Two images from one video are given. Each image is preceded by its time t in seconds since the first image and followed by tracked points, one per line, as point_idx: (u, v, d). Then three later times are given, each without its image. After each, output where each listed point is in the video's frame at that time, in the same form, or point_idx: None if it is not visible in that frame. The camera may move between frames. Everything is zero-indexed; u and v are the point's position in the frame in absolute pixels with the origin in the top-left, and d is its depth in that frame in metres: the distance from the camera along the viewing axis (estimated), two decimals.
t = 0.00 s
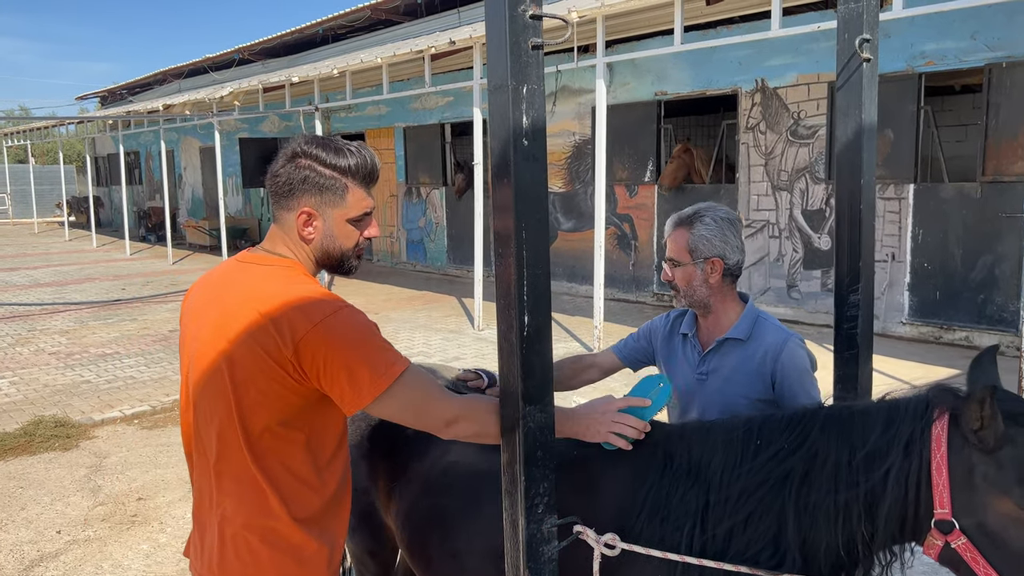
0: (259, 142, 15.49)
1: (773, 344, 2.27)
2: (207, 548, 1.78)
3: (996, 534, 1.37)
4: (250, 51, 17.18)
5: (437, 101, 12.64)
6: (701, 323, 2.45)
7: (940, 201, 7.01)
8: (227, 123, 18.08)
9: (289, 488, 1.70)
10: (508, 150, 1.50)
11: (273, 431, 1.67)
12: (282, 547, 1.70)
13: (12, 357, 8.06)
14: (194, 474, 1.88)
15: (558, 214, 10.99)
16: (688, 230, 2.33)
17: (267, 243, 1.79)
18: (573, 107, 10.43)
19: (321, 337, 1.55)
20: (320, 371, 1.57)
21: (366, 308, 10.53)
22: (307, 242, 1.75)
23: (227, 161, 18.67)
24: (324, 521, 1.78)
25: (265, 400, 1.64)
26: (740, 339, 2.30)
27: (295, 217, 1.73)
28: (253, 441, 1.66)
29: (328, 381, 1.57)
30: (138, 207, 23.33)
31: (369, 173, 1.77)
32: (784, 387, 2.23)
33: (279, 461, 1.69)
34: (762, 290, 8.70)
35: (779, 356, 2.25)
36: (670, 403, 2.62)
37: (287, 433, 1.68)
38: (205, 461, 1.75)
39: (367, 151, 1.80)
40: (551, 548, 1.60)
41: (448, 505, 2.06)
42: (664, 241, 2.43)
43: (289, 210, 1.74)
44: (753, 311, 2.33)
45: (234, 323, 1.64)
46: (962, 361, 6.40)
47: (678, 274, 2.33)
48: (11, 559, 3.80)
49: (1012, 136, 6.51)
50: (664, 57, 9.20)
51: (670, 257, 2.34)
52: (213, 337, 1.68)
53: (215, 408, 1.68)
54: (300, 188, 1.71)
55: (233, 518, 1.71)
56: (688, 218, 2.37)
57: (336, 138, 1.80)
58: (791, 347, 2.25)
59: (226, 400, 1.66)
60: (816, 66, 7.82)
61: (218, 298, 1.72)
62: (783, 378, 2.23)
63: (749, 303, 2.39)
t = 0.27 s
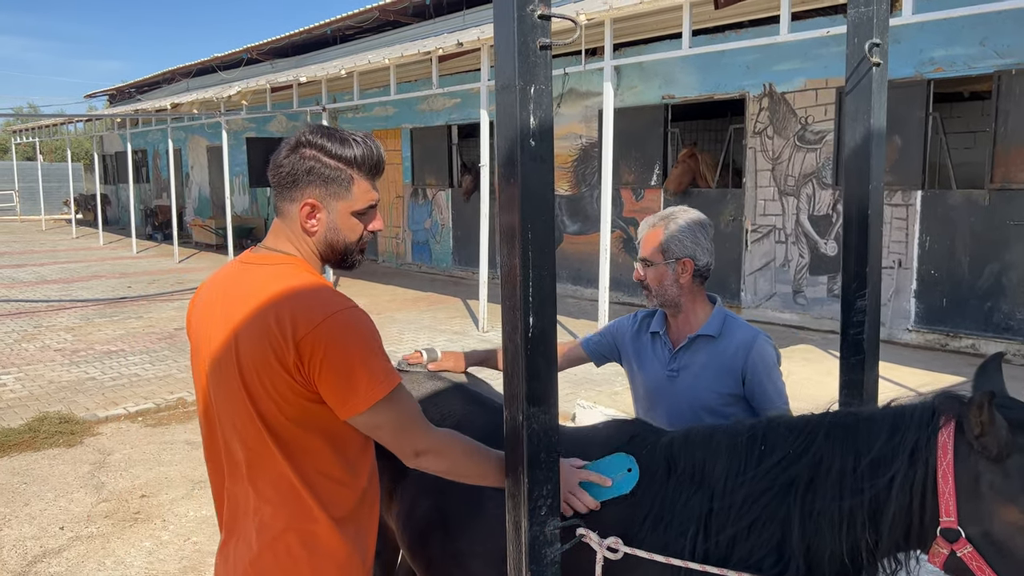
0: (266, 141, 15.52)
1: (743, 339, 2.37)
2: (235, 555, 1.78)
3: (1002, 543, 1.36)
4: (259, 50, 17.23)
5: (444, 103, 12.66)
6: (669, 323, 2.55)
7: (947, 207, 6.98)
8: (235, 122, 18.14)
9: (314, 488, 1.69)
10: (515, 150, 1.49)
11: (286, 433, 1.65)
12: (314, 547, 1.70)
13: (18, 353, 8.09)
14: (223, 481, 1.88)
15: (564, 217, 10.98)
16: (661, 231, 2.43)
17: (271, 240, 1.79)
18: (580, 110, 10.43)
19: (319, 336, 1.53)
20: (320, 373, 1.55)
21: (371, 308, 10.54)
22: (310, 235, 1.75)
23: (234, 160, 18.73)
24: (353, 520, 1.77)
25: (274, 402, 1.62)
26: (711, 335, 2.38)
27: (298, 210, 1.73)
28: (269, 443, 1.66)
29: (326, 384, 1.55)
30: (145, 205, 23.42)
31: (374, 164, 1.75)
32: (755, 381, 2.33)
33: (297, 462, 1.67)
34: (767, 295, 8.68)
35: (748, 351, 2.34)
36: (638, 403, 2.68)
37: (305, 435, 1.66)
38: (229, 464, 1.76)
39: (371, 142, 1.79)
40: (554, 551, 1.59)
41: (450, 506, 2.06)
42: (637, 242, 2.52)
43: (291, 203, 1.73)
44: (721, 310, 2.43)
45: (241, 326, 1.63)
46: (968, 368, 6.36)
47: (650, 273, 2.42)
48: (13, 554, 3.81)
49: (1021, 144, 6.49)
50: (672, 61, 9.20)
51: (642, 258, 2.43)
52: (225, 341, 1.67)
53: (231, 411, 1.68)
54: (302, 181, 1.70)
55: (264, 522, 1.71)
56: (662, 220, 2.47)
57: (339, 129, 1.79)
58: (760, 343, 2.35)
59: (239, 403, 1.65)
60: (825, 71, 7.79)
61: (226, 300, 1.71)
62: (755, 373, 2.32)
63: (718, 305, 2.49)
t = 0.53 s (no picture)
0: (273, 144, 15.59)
1: (710, 335, 2.50)
2: (270, 554, 1.81)
3: (1015, 546, 1.37)
4: (267, 54, 17.32)
5: (451, 107, 12.71)
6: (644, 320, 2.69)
7: (954, 215, 6.99)
8: (242, 124, 18.22)
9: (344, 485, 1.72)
10: (535, 154, 1.51)
11: (307, 431, 1.68)
12: (348, 544, 1.73)
13: (27, 352, 8.13)
14: (258, 483, 1.91)
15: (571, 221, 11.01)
16: (638, 234, 2.54)
17: (281, 242, 1.80)
18: (588, 115, 10.47)
19: (331, 333, 1.55)
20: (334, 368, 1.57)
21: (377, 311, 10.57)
22: (316, 233, 1.77)
23: (241, 163, 18.81)
24: (380, 516, 1.78)
25: (293, 400, 1.64)
26: (680, 331, 2.51)
27: (303, 209, 1.75)
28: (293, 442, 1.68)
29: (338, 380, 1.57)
30: (152, 207, 23.52)
31: (376, 157, 1.77)
32: (722, 374, 2.46)
33: (322, 460, 1.70)
34: (773, 301, 8.69)
35: (715, 345, 2.48)
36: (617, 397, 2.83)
37: (329, 431, 1.68)
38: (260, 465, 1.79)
39: (373, 135, 1.80)
40: (568, 550, 1.61)
41: (464, 506, 2.08)
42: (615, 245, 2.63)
43: (296, 202, 1.75)
44: (691, 307, 2.56)
45: (258, 328, 1.66)
46: (974, 376, 6.37)
47: (627, 275, 2.53)
48: (24, 552, 3.83)
49: None
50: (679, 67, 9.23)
51: (620, 260, 2.54)
52: (243, 343, 1.70)
53: (255, 412, 1.71)
54: (305, 180, 1.72)
55: (298, 522, 1.74)
56: (640, 224, 2.57)
57: (341, 126, 1.81)
58: (726, 338, 2.49)
59: (262, 404, 1.68)
60: (832, 78, 7.81)
61: (243, 304, 1.74)
62: (722, 366, 2.45)
63: (691, 302, 2.61)
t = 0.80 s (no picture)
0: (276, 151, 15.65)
1: (681, 325, 2.61)
2: (289, 556, 1.84)
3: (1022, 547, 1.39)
4: (271, 61, 17.41)
5: (454, 115, 12.78)
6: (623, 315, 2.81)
7: (956, 223, 7.01)
8: (246, 131, 18.29)
9: (362, 486, 1.74)
10: (548, 159, 1.54)
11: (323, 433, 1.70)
12: (366, 545, 1.75)
13: (31, 357, 8.15)
14: (277, 487, 1.93)
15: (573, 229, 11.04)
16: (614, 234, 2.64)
17: (295, 246, 1.82)
18: (591, 123, 10.51)
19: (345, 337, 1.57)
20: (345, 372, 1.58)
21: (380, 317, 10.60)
22: (333, 240, 1.79)
23: (244, 169, 18.87)
24: (399, 516, 1.80)
25: (308, 403, 1.66)
26: (654, 324, 2.64)
27: (321, 217, 1.77)
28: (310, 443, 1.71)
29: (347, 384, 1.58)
30: (155, 213, 23.59)
31: (394, 166, 1.79)
32: (696, 361, 2.56)
33: (339, 462, 1.72)
34: (776, 308, 8.71)
35: (687, 334, 2.59)
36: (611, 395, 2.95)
37: (345, 433, 1.70)
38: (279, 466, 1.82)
39: (392, 144, 1.82)
40: (579, 551, 1.62)
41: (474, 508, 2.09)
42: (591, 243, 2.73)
43: (314, 210, 1.78)
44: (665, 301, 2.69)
45: (274, 332, 1.68)
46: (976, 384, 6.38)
47: (603, 273, 2.62)
48: (30, 555, 3.84)
49: None
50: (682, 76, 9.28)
51: (596, 258, 2.64)
52: (258, 346, 1.72)
53: (272, 415, 1.74)
54: (324, 189, 1.74)
55: (319, 523, 1.76)
56: (615, 224, 2.67)
57: (359, 133, 1.83)
58: (698, 327, 2.59)
59: (278, 407, 1.71)
60: (835, 87, 7.85)
61: (259, 308, 1.77)
62: (695, 354, 2.56)
63: (665, 296, 2.73)
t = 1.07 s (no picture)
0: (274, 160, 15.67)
1: (669, 327, 2.65)
2: (283, 560, 1.83)
3: None
4: (269, 71, 17.45)
5: (452, 125, 12.82)
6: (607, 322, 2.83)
7: (953, 233, 7.04)
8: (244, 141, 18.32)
9: (365, 492, 1.75)
10: (554, 168, 1.55)
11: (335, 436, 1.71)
12: (361, 553, 1.76)
13: (28, 367, 8.12)
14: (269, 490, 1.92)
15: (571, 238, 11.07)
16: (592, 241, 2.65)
17: (310, 252, 1.84)
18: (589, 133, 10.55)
19: (370, 340, 1.59)
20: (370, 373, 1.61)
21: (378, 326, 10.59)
22: (350, 251, 1.80)
23: (242, 179, 18.89)
24: (401, 522, 1.81)
25: (323, 406, 1.68)
26: (642, 328, 2.67)
27: (340, 227, 1.79)
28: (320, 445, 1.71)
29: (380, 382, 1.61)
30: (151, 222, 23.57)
31: (413, 180, 1.81)
32: (686, 361, 2.59)
33: (349, 465, 1.73)
34: (773, 318, 8.73)
35: (674, 335, 2.63)
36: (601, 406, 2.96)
37: (353, 441, 1.72)
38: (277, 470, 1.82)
39: (411, 158, 1.85)
40: (585, 559, 1.63)
41: (478, 516, 2.09)
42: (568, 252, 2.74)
43: (334, 220, 1.79)
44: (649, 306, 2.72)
45: (288, 334, 1.69)
46: (975, 393, 6.39)
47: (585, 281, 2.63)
48: (29, 565, 3.83)
49: None
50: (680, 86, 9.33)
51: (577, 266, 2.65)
52: (269, 348, 1.73)
53: (278, 418, 1.74)
54: (345, 199, 1.76)
55: (318, 527, 1.76)
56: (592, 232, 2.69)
57: (379, 146, 1.85)
58: (684, 327, 2.63)
59: (287, 410, 1.71)
60: (832, 97, 7.90)
61: (270, 310, 1.77)
62: (685, 353, 2.59)
63: (647, 300, 2.77)
